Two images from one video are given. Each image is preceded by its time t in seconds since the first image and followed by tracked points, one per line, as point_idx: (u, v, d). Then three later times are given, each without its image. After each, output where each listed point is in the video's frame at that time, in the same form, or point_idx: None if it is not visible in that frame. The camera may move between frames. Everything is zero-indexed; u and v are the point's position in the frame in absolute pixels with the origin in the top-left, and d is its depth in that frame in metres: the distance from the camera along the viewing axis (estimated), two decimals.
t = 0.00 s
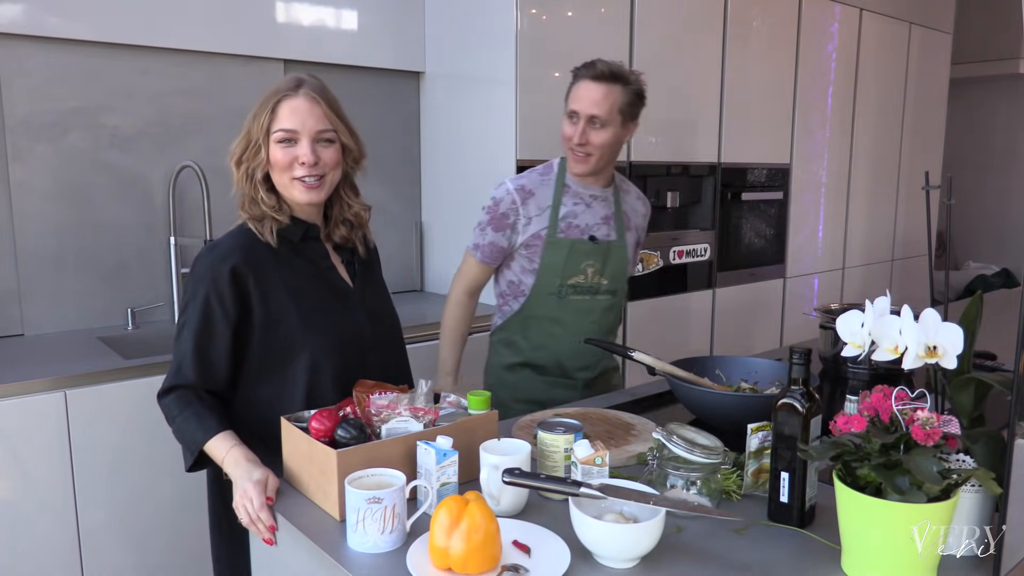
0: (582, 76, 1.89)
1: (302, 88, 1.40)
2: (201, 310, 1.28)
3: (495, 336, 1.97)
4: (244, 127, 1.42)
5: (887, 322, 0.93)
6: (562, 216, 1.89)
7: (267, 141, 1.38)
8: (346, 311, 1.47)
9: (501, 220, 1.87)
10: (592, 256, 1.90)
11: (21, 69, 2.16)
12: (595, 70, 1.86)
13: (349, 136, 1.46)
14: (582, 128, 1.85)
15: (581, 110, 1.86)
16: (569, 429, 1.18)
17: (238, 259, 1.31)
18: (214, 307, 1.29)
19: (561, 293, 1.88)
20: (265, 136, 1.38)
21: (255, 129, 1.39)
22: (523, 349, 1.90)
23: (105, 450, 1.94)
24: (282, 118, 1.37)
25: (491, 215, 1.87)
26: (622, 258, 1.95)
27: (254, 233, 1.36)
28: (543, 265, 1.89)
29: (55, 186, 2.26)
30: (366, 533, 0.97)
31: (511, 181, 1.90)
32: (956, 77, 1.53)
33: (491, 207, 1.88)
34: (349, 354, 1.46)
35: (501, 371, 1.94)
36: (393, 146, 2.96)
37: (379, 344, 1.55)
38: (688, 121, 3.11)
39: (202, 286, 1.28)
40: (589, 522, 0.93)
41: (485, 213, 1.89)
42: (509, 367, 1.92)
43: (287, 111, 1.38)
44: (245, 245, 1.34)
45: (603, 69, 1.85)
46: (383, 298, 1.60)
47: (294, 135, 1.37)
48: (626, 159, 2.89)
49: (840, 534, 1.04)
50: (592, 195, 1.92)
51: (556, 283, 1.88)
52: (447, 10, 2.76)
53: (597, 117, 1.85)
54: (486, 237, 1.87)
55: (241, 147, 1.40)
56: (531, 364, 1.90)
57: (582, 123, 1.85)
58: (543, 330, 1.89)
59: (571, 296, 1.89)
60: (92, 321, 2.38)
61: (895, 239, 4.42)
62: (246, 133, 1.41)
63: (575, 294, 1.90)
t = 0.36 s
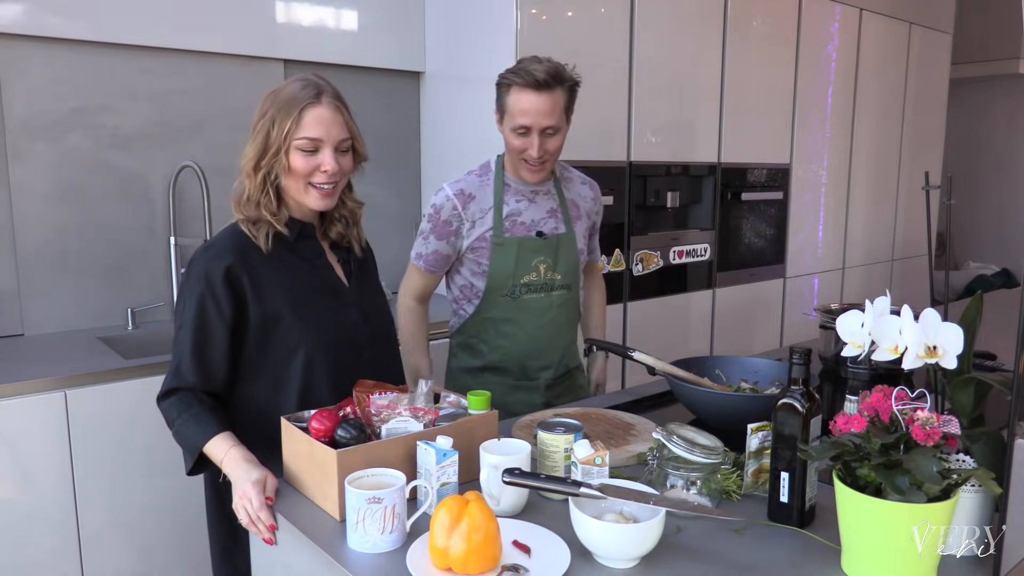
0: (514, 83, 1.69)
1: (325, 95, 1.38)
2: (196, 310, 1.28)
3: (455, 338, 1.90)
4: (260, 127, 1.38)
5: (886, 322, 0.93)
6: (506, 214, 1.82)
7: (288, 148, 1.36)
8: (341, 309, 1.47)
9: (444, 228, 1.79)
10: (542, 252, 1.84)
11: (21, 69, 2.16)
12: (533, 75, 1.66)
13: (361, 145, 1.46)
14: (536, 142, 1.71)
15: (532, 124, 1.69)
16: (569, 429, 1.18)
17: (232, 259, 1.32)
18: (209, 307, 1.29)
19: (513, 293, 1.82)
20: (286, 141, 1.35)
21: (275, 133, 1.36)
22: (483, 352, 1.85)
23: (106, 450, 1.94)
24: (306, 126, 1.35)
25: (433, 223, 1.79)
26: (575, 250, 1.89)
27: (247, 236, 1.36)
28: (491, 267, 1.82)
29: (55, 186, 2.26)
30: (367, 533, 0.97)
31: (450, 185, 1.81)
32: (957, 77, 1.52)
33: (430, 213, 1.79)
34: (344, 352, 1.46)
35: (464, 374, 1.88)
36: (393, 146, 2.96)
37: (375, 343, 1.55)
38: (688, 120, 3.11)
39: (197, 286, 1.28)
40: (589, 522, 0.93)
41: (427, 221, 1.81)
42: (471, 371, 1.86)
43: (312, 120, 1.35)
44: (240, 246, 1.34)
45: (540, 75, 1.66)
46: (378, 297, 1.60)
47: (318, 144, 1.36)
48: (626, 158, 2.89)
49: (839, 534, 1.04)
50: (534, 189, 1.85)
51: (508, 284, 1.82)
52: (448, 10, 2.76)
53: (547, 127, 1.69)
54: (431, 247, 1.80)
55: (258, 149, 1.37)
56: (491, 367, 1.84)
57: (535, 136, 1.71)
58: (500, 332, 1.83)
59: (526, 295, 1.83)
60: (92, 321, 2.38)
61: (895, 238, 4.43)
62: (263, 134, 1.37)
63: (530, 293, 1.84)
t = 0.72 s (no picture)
0: (503, 79, 1.69)
1: (307, 93, 1.38)
2: (198, 307, 1.27)
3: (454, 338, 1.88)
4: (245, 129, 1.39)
5: (886, 322, 0.93)
6: (506, 212, 1.81)
7: (270, 147, 1.36)
8: (342, 307, 1.47)
9: (451, 228, 1.76)
10: (544, 249, 1.83)
11: (21, 69, 2.16)
12: (522, 69, 1.66)
13: (352, 141, 1.46)
14: (528, 136, 1.71)
15: (523, 119, 1.69)
16: (569, 429, 1.18)
17: (235, 255, 1.31)
18: (211, 303, 1.29)
19: (515, 291, 1.81)
20: (269, 142, 1.36)
21: (259, 134, 1.36)
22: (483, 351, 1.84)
23: (105, 450, 1.94)
24: (288, 124, 1.36)
25: (439, 224, 1.76)
26: (574, 247, 1.89)
27: (249, 231, 1.36)
28: (494, 266, 1.80)
29: (55, 186, 2.26)
30: (367, 533, 0.97)
31: (449, 187, 1.79)
32: (956, 76, 1.52)
33: (435, 216, 1.76)
34: (344, 350, 1.46)
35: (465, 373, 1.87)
36: (393, 146, 2.96)
37: (374, 341, 1.55)
38: (688, 120, 3.11)
39: (199, 282, 1.28)
40: (589, 522, 0.93)
41: (431, 224, 1.77)
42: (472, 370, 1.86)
43: (293, 117, 1.36)
44: (243, 243, 1.34)
45: (528, 69, 1.66)
46: (378, 296, 1.60)
47: (300, 142, 1.36)
48: (626, 159, 2.90)
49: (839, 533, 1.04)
50: (530, 186, 1.85)
51: (511, 281, 1.80)
52: (447, 10, 2.76)
53: (538, 121, 1.70)
54: (442, 249, 1.75)
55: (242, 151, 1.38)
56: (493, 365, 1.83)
57: (526, 131, 1.71)
58: (502, 331, 1.82)
59: (527, 293, 1.82)
60: (92, 321, 2.38)
61: (895, 238, 4.43)
62: (248, 136, 1.38)
63: (530, 291, 1.83)
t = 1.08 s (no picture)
0: (509, 75, 1.65)
1: (303, 88, 1.39)
2: (197, 307, 1.27)
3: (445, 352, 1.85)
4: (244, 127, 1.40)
5: (886, 322, 0.93)
6: (494, 219, 1.78)
7: (266, 143, 1.37)
8: (341, 308, 1.47)
9: (441, 242, 1.71)
10: (536, 254, 1.82)
11: (21, 69, 2.16)
12: (528, 66, 1.65)
13: (350, 139, 1.46)
14: (534, 136, 1.70)
15: (531, 118, 1.67)
16: (569, 429, 1.18)
17: (234, 256, 1.31)
18: (210, 303, 1.29)
19: (512, 301, 1.79)
20: (265, 137, 1.37)
21: (255, 130, 1.37)
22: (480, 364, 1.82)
23: (106, 449, 1.94)
24: (283, 118, 1.36)
25: (428, 239, 1.71)
26: (561, 249, 1.89)
27: (249, 232, 1.36)
28: (487, 279, 1.77)
29: (55, 186, 2.26)
30: (367, 533, 0.97)
31: (433, 198, 1.74)
32: (955, 76, 1.52)
33: (422, 230, 1.71)
34: (343, 350, 1.46)
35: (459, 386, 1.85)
36: (393, 145, 2.96)
37: (374, 341, 1.55)
38: (688, 120, 3.11)
39: (198, 283, 1.28)
40: (589, 522, 0.93)
41: (417, 240, 1.71)
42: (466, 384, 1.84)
43: (288, 112, 1.36)
44: (242, 244, 1.34)
45: (535, 65, 1.65)
46: (378, 296, 1.60)
47: (295, 136, 1.37)
48: (626, 158, 2.90)
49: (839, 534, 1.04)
50: (515, 190, 1.83)
51: (507, 292, 1.78)
52: (447, 10, 2.76)
53: (542, 121, 1.69)
54: (433, 266, 1.70)
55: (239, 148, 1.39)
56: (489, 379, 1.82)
57: (533, 130, 1.69)
58: (500, 342, 1.80)
59: (522, 302, 1.81)
60: (92, 321, 2.38)
61: (895, 238, 4.43)
62: (245, 133, 1.39)
63: (525, 299, 1.81)
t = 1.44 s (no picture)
0: (530, 81, 1.62)
1: (330, 91, 1.39)
2: (199, 308, 1.27)
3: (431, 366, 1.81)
4: (270, 126, 1.35)
5: (887, 322, 0.93)
6: (478, 223, 1.77)
7: (303, 144, 1.36)
8: (344, 310, 1.47)
9: (420, 246, 1.70)
10: (522, 260, 1.81)
11: (21, 69, 2.16)
12: (551, 74, 1.63)
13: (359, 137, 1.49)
14: (545, 143, 1.69)
15: (546, 126, 1.66)
16: (569, 429, 1.18)
17: (239, 258, 1.31)
18: (212, 304, 1.29)
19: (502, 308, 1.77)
20: (301, 139, 1.35)
21: (288, 131, 1.35)
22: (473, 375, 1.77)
23: (106, 449, 1.94)
24: (320, 121, 1.36)
25: (407, 243, 1.70)
26: (547, 252, 1.88)
27: (251, 233, 1.36)
28: (470, 287, 1.76)
29: (55, 186, 2.26)
30: (367, 533, 0.97)
31: (414, 201, 1.73)
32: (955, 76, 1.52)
33: (401, 234, 1.70)
34: (346, 351, 1.46)
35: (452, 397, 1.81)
36: (393, 145, 2.96)
37: (375, 342, 1.55)
38: (688, 120, 3.11)
39: (200, 283, 1.28)
40: (590, 522, 0.93)
41: (396, 244, 1.70)
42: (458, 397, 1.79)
43: (324, 114, 1.36)
44: (245, 244, 1.33)
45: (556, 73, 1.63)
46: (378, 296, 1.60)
47: (331, 138, 1.38)
48: (626, 158, 2.90)
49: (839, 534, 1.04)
50: (500, 193, 1.82)
51: (494, 299, 1.76)
52: (448, 10, 2.76)
53: (555, 128, 1.69)
54: (413, 271, 1.69)
55: (271, 149, 1.35)
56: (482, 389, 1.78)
57: (545, 137, 1.68)
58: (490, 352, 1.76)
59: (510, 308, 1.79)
60: (92, 321, 2.38)
61: (895, 238, 4.43)
62: (275, 134, 1.35)
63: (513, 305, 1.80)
